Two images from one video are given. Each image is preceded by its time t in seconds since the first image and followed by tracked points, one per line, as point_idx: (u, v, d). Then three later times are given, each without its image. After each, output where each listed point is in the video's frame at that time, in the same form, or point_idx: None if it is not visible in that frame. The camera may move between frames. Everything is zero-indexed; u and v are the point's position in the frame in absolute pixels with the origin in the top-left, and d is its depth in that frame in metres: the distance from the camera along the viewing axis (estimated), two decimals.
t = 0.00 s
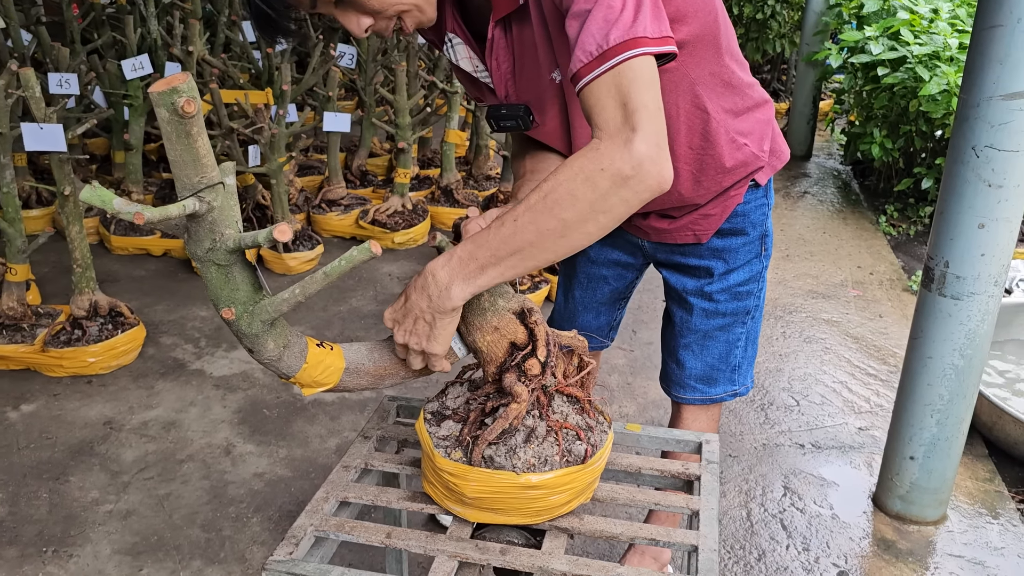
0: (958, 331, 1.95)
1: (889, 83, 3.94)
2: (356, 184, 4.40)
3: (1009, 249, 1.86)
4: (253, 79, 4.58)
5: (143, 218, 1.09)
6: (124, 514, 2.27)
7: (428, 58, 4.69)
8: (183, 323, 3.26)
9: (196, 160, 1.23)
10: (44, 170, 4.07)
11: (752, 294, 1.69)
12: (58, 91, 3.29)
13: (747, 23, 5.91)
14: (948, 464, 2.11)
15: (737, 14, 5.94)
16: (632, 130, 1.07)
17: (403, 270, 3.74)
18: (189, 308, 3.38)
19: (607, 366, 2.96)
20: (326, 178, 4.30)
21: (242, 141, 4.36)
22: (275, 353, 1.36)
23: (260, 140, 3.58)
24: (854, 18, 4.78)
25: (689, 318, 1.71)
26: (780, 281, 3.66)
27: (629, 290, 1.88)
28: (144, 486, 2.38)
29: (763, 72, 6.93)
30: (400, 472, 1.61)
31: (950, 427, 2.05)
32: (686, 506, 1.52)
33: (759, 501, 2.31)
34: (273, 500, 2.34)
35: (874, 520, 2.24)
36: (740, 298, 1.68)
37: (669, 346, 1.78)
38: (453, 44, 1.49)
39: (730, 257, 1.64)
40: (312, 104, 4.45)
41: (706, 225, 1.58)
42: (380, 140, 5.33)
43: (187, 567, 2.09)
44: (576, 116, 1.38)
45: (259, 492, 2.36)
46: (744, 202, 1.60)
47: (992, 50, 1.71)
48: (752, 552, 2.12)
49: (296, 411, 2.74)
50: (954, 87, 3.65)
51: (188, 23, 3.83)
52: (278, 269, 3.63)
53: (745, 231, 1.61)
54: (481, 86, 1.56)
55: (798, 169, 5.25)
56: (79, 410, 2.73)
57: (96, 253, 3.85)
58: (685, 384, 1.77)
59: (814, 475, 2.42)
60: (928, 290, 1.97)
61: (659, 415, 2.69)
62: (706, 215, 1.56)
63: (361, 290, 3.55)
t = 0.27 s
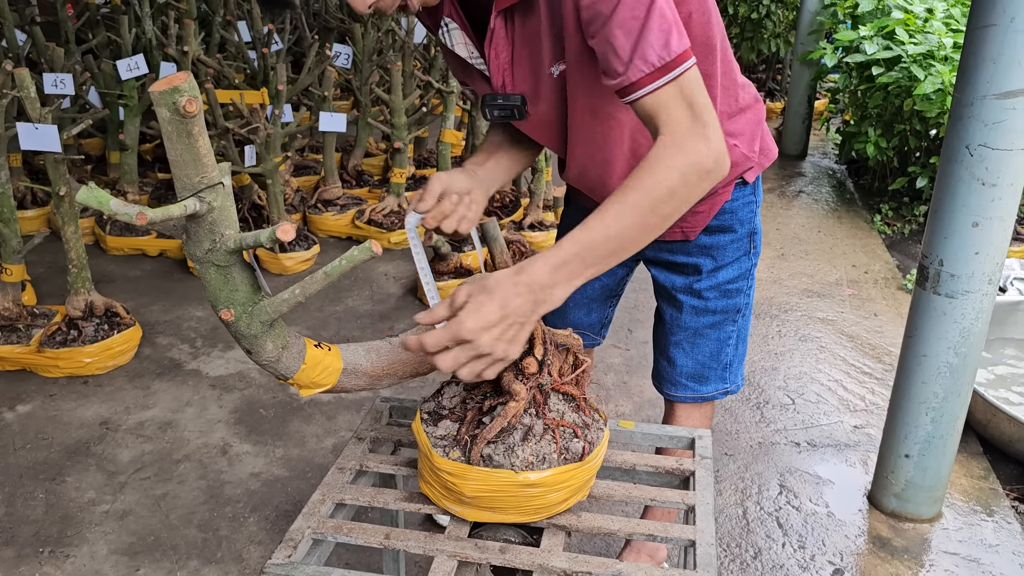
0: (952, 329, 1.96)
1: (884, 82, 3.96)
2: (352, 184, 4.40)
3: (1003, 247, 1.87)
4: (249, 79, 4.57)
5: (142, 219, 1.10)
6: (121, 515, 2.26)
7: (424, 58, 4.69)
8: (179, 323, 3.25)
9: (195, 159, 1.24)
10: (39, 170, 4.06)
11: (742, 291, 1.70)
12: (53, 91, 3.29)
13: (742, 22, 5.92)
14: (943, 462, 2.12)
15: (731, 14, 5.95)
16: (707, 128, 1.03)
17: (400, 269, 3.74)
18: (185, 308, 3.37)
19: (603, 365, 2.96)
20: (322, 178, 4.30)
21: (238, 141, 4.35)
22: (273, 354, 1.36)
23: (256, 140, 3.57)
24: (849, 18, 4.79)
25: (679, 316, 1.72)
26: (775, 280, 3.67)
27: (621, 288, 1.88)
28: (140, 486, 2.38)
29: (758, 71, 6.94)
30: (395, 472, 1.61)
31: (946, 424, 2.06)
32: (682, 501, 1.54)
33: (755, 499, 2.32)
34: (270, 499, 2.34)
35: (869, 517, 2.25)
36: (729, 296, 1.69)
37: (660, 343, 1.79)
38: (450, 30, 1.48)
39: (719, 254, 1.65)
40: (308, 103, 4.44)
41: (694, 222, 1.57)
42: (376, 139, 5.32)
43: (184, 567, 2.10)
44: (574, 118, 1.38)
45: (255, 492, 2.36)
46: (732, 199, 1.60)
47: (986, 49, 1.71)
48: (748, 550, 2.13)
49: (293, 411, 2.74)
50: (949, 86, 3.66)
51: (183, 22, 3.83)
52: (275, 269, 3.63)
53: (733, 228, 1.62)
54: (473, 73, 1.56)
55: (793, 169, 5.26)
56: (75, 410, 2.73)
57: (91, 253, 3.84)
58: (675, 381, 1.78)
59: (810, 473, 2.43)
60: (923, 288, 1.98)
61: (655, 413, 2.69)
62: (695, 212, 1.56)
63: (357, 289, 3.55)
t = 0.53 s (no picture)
0: (947, 328, 1.97)
1: (879, 82, 3.97)
2: (349, 184, 4.40)
3: (997, 246, 1.88)
4: (245, 79, 4.57)
5: (141, 219, 1.10)
6: (118, 515, 2.27)
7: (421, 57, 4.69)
8: (176, 324, 3.25)
9: (194, 161, 1.23)
10: (35, 171, 4.06)
11: (733, 289, 1.71)
12: (49, 91, 3.29)
13: (738, 22, 5.93)
14: (938, 460, 2.13)
15: (727, 14, 5.96)
16: (753, 102, 1.21)
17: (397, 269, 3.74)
18: (182, 308, 3.37)
19: (600, 365, 2.97)
20: (318, 178, 4.30)
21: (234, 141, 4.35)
22: (271, 355, 1.36)
23: (252, 140, 3.57)
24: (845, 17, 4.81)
25: (671, 313, 1.73)
26: (771, 279, 3.68)
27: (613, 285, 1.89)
28: (137, 487, 2.38)
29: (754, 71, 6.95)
30: (393, 472, 1.61)
31: (941, 423, 2.07)
32: (679, 500, 1.55)
33: (751, 498, 2.32)
34: (268, 499, 2.34)
35: (865, 516, 2.26)
36: (721, 293, 1.70)
37: (654, 342, 1.79)
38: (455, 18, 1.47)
39: (710, 251, 1.65)
40: (304, 103, 4.44)
41: (686, 221, 1.58)
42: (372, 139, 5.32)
43: (182, 567, 2.10)
44: (583, 111, 1.40)
45: (253, 492, 2.37)
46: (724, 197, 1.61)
47: (980, 50, 1.72)
48: (744, 549, 2.14)
49: (290, 411, 2.74)
50: (943, 86, 3.67)
51: (179, 22, 3.82)
52: (271, 269, 3.63)
53: (724, 226, 1.63)
54: (474, 61, 1.55)
55: (789, 168, 5.28)
56: (72, 411, 2.73)
57: (88, 254, 3.84)
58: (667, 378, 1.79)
59: (806, 471, 2.44)
60: (918, 287, 1.99)
61: (652, 413, 2.70)
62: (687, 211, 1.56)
63: (354, 289, 3.56)
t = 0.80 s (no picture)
0: (943, 327, 1.97)
1: (875, 82, 3.97)
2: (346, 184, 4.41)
3: (992, 246, 1.89)
4: (242, 79, 4.57)
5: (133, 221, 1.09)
6: (115, 516, 2.27)
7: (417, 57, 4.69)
8: (173, 324, 3.25)
9: (187, 162, 1.24)
10: (32, 171, 4.05)
11: (727, 288, 1.72)
12: (46, 92, 3.28)
13: (734, 22, 5.93)
14: (934, 460, 2.13)
15: (724, 14, 5.96)
16: (734, 115, 1.21)
17: (394, 270, 3.74)
18: (178, 309, 3.37)
19: (597, 365, 2.98)
20: (315, 178, 4.30)
21: (231, 141, 4.35)
22: (266, 356, 1.36)
23: (249, 140, 3.57)
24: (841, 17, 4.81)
25: (666, 312, 1.73)
26: (768, 279, 3.68)
27: (607, 284, 1.89)
28: (134, 488, 2.38)
29: (751, 71, 6.96)
30: (390, 473, 1.61)
31: (936, 423, 2.07)
32: (676, 501, 1.55)
33: (748, 498, 2.33)
34: (265, 500, 2.34)
35: (861, 515, 2.27)
36: (715, 292, 1.70)
37: (649, 341, 1.80)
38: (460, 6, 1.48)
39: (704, 249, 1.66)
40: (301, 103, 4.44)
41: (678, 218, 1.59)
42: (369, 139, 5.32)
43: (179, 568, 2.10)
44: (580, 107, 1.41)
45: (250, 493, 2.37)
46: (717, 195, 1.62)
47: (975, 50, 1.73)
48: (741, 548, 2.14)
49: (287, 412, 2.74)
50: (939, 86, 3.68)
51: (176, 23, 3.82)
52: (268, 269, 3.63)
53: (718, 225, 1.64)
54: (478, 47, 1.56)
55: (786, 168, 5.28)
56: (69, 412, 2.73)
57: (84, 255, 3.83)
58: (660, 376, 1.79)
59: (802, 471, 2.44)
60: (913, 287, 1.99)
61: (648, 413, 2.70)
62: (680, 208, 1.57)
63: (351, 290, 3.56)
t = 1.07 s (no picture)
0: (940, 327, 1.97)
1: (873, 81, 3.98)
2: (343, 184, 4.40)
3: (989, 246, 1.89)
4: (239, 79, 4.56)
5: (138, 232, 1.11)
6: (114, 517, 2.26)
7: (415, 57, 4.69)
8: (171, 325, 3.25)
9: (192, 171, 1.23)
10: (29, 172, 4.05)
11: (710, 279, 1.72)
12: (43, 92, 3.28)
13: (732, 22, 5.94)
14: (931, 459, 2.14)
15: (721, 14, 5.97)
16: (715, 98, 1.23)
17: (391, 270, 3.74)
18: (176, 310, 3.37)
19: (595, 365, 2.98)
20: (313, 178, 4.30)
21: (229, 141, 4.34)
22: (268, 365, 1.37)
23: (247, 140, 3.57)
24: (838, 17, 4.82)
25: (650, 304, 1.73)
26: (766, 279, 3.68)
27: (579, 278, 1.88)
28: (133, 489, 2.37)
29: (748, 71, 6.96)
30: (385, 478, 1.62)
31: (934, 422, 2.08)
32: (672, 495, 1.57)
33: (746, 498, 2.33)
34: (263, 501, 2.34)
35: (859, 515, 2.27)
36: (699, 283, 1.71)
37: (633, 335, 1.79)
38: None
39: (684, 240, 1.67)
40: (298, 103, 4.44)
41: (660, 209, 1.61)
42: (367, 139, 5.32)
43: (177, 569, 2.10)
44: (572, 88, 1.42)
45: (248, 494, 2.37)
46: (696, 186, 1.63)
47: (972, 51, 1.73)
48: (739, 549, 2.15)
49: (285, 412, 2.74)
50: (936, 86, 3.68)
51: (173, 23, 3.81)
52: (266, 270, 3.63)
53: (698, 215, 1.65)
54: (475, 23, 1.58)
55: (784, 167, 5.29)
56: (67, 413, 2.72)
57: (81, 255, 3.83)
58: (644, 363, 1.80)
59: (800, 471, 2.45)
60: (911, 287, 2.00)
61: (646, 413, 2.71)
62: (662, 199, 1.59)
63: (349, 290, 3.56)
